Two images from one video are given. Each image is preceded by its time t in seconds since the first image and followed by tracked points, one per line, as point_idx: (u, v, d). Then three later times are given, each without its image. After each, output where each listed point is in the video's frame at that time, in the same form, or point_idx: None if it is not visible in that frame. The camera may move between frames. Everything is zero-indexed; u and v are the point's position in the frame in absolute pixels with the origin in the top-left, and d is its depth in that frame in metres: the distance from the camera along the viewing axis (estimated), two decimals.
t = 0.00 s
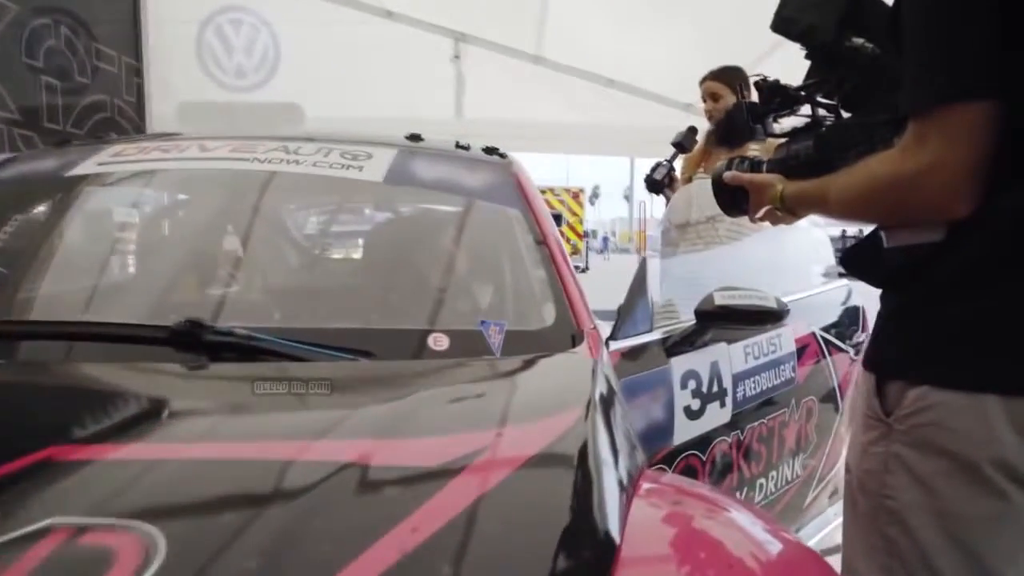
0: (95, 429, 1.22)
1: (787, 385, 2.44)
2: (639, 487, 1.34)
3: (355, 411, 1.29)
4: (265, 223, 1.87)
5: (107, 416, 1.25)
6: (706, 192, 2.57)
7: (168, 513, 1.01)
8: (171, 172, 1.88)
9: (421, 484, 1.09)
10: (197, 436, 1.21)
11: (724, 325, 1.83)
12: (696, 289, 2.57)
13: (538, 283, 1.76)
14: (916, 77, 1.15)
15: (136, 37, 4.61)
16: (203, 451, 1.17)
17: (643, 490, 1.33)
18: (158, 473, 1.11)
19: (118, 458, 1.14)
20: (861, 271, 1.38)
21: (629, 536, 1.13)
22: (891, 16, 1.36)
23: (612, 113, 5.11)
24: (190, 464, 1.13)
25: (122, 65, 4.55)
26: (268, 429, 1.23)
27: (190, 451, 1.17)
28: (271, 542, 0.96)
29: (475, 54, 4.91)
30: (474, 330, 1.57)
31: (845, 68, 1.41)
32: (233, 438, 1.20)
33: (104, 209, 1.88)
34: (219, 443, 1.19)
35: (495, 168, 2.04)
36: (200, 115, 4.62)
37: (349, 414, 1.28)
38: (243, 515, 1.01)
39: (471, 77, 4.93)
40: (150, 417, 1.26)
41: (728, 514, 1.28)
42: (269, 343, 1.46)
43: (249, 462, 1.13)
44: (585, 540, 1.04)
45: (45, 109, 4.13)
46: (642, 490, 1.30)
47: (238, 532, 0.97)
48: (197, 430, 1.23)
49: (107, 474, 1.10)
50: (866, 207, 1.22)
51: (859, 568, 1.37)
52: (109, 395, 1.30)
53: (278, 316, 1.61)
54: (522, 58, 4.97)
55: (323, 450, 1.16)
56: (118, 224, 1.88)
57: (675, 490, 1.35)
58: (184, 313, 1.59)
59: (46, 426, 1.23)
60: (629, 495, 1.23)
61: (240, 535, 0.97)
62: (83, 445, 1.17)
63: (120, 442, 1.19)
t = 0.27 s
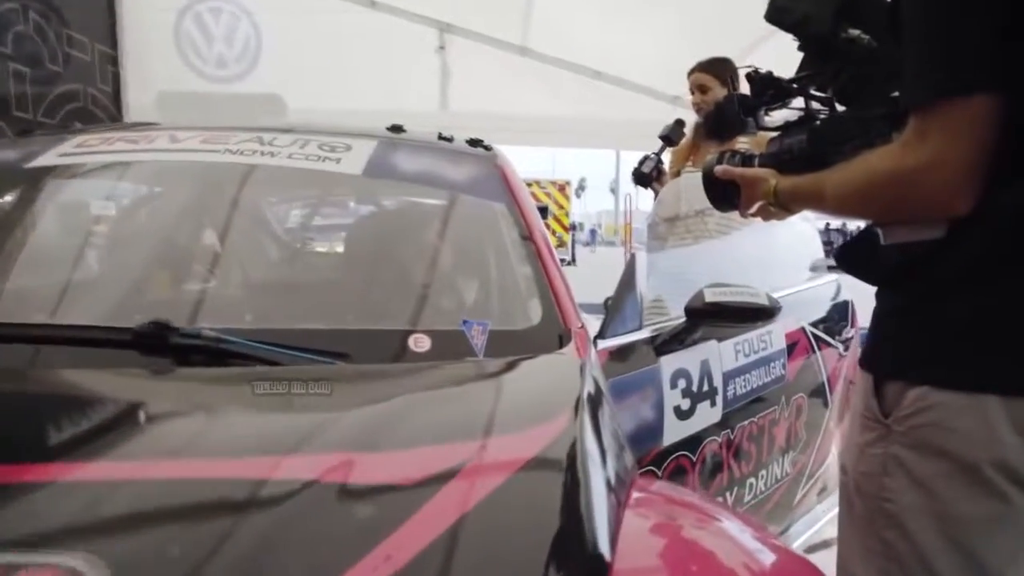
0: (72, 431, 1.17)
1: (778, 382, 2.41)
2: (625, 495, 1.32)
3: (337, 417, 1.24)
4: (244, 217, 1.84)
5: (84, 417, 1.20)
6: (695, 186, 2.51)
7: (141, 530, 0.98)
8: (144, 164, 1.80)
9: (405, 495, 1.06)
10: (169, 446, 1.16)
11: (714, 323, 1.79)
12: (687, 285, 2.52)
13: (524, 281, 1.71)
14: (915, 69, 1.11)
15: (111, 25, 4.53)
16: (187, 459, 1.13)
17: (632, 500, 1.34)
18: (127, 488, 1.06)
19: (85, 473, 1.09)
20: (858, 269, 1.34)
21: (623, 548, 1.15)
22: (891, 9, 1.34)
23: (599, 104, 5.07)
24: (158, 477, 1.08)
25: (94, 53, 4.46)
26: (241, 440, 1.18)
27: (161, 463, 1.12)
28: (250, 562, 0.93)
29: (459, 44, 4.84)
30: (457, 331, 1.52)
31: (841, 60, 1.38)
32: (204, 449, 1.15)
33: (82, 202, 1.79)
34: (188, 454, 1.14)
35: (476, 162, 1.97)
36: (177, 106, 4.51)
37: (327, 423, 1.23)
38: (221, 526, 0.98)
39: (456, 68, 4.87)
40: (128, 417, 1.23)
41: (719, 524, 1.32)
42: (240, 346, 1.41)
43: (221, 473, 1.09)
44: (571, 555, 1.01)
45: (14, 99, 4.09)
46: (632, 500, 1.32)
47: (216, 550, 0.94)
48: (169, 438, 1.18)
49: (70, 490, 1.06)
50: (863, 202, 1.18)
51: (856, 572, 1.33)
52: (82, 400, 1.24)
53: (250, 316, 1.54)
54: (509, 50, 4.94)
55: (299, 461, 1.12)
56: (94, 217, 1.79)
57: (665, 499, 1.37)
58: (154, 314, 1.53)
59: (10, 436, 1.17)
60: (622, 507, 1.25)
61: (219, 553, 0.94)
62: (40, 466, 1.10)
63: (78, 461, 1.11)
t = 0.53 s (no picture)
0: (48, 434, 1.14)
1: (767, 378, 2.39)
2: (613, 496, 1.29)
3: (319, 418, 1.21)
4: (228, 214, 1.76)
5: (61, 419, 1.17)
6: (683, 179, 2.48)
7: (116, 536, 0.94)
8: (120, 154, 1.75)
9: (390, 496, 1.03)
10: (144, 449, 1.12)
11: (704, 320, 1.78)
12: (673, 280, 2.46)
13: (509, 276, 1.68)
14: (913, 61, 1.08)
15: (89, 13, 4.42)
16: (165, 465, 1.09)
17: (621, 504, 1.32)
18: (101, 493, 1.02)
19: (54, 480, 1.05)
20: (851, 265, 1.32)
21: (612, 552, 1.12)
22: None
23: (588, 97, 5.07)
24: (133, 482, 1.04)
25: (71, 43, 4.31)
26: (217, 442, 1.14)
27: (134, 468, 1.08)
28: (232, 567, 0.89)
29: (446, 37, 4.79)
30: (441, 329, 1.49)
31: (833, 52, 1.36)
32: (179, 452, 1.11)
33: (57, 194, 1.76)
34: (163, 458, 1.10)
35: (462, 154, 1.93)
36: (159, 96, 4.42)
37: (308, 424, 1.19)
38: (201, 530, 0.94)
39: (442, 61, 4.84)
40: (105, 420, 1.19)
41: (709, 529, 1.30)
42: (211, 345, 1.37)
43: (198, 477, 1.05)
44: (563, 557, 0.98)
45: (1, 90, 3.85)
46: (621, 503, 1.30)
47: (197, 556, 0.90)
48: (145, 441, 1.14)
49: (40, 497, 1.01)
50: (858, 197, 1.15)
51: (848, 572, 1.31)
52: (56, 403, 1.21)
53: (225, 315, 1.50)
54: (495, 43, 4.90)
55: (279, 463, 1.08)
56: (69, 209, 1.77)
57: (654, 504, 1.35)
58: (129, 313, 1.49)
59: None
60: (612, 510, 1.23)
61: (201, 559, 0.90)
62: (11, 475, 1.06)
63: (46, 476, 1.06)
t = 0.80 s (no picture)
0: (27, 435, 1.10)
1: (757, 374, 2.37)
2: (603, 495, 1.26)
3: (301, 418, 1.18)
4: (213, 208, 1.73)
5: (39, 421, 1.14)
6: (671, 173, 2.45)
7: (91, 543, 0.91)
8: (102, 148, 1.71)
9: (377, 499, 1.00)
10: (122, 451, 1.09)
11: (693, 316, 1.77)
12: (659, 273, 2.43)
13: (497, 272, 1.65)
14: (908, 54, 1.06)
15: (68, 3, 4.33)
16: (143, 468, 1.05)
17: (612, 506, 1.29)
18: (77, 497, 0.99)
19: (27, 484, 1.02)
20: (844, 263, 1.30)
21: (602, 552, 1.10)
22: None
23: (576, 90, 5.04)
24: (110, 486, 1.01)
25: (49, 32, 4.37)
26: (198, 443, 1.11)
27: (111, 470, 1.05)
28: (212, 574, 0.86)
29: (433, 29, 4.75)
30: (427, 326, 1.47)
31: (827, 49, 1.36)
32: (157, 454, 1.08)
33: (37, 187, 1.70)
34: (143, 461, 1.07)
35: (449, 147, 1.90)
36: (139, 89, 4.33)
37: (290, 425, 1.16)
38: (183, 535, 0.91)
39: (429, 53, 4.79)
40: (84, 420, 1.16)
41: (699, 531, 1.29)
42: (188, 345, 1.34)
43: (177, 480, 1.02)
44: (556, 558, 0.96)
45: None
46: (610, 504, 1.27)
47: (176, 561, 0.87)
48: (124, 443, 1.11)
49: (14, 501, 0.98)
50: (852, 193, 1.13)
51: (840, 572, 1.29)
52: (34, 404, 1.17)
53: (203, 312, 1.47)
54: (481, 35, 4.84)
55: (261, 465, 1.05)
56: (48, 202, 1.72)
57: (643, 506, 1.33)
58: (106, 313, 1.45)
59: None
60: (602, 509, 1.21)
61: (182, 566, 0.87)
62: None
63: (18, 485, 1.01)
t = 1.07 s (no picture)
0: (8, 437, 1.08)
1: (748, 370, 2.36)
2: (597, 493, 1.24)
3: (288, 419, 1.16)
4: (204, 210, 1.67)
5: (20, 421, 1.11)
6: (662, 168, 2.44)
7: (71, 551, 0.88)
8: (85, 142, 1.68)
9: (364, 500, 0.98)
10: (106, 452, 1.06)
11: (686, 314, 1.75)
12: (648, 270, 2.36)
13: (487, 268, 1.63)
14: (903, 50, 1.05)
15: None
16: (125, 473, 1.02)
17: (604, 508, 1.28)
18: (59, 500, 0.96)
19: (7, 489, 0.99)
20: (841, 262, 1.29)
21: (597, 548, 1.08)
22: None
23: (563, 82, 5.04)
24: (92, 488, 0.99)
25: (26, 22, 4.29)
26: (183, 444, 1.09)
27: (95, 471, 1.02)
28: None
29: (422, 23, 4.73)
30: (417, 326, 1.45)
31: (819, 45, 1.35)
32: (141, 456, 1.05)
33: (17, 181, 1.68)
34: (125, 462, 1.04)
35: (438, 142, 1.88)
36: (122, 80, 4.21)
37: (277, 425, 1.14)
38: (168, 540, 0.89)
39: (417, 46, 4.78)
40: (67, 420, 1.13)
41: (691, 532, 1.27)
42: (169, 346, 1.32)
43: (162, 482, 1.00)
44: (553, 558, 0.94)
45: None
46: (604, 504, 1.25)
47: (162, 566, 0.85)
48: (105, 446, 1.08)
49: None
50: (845, 191, 1.12)
51: (833, 571, 1.28)
52: (14, 406, 1.15)
53: (187, 312, 1.44)
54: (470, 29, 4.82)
55: (246, 467, 1.03)
56: (28, 197, 1.69)
57: (634, 508, 1.32)
58: (88, 314, 1.42)
59: None
60: (596, 507, 1.19)
61: (169, 572, 0.84)
62: None
63: None
